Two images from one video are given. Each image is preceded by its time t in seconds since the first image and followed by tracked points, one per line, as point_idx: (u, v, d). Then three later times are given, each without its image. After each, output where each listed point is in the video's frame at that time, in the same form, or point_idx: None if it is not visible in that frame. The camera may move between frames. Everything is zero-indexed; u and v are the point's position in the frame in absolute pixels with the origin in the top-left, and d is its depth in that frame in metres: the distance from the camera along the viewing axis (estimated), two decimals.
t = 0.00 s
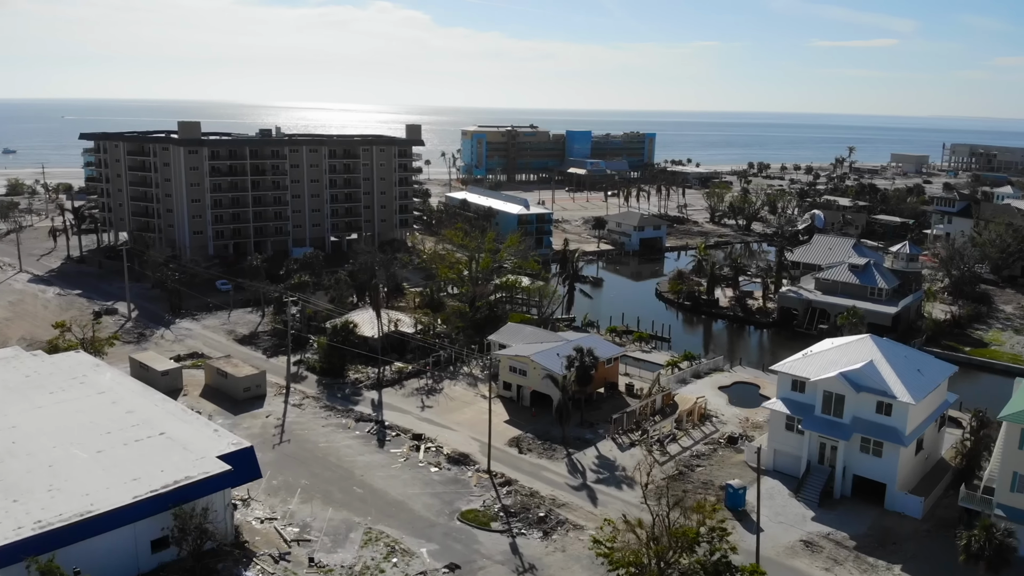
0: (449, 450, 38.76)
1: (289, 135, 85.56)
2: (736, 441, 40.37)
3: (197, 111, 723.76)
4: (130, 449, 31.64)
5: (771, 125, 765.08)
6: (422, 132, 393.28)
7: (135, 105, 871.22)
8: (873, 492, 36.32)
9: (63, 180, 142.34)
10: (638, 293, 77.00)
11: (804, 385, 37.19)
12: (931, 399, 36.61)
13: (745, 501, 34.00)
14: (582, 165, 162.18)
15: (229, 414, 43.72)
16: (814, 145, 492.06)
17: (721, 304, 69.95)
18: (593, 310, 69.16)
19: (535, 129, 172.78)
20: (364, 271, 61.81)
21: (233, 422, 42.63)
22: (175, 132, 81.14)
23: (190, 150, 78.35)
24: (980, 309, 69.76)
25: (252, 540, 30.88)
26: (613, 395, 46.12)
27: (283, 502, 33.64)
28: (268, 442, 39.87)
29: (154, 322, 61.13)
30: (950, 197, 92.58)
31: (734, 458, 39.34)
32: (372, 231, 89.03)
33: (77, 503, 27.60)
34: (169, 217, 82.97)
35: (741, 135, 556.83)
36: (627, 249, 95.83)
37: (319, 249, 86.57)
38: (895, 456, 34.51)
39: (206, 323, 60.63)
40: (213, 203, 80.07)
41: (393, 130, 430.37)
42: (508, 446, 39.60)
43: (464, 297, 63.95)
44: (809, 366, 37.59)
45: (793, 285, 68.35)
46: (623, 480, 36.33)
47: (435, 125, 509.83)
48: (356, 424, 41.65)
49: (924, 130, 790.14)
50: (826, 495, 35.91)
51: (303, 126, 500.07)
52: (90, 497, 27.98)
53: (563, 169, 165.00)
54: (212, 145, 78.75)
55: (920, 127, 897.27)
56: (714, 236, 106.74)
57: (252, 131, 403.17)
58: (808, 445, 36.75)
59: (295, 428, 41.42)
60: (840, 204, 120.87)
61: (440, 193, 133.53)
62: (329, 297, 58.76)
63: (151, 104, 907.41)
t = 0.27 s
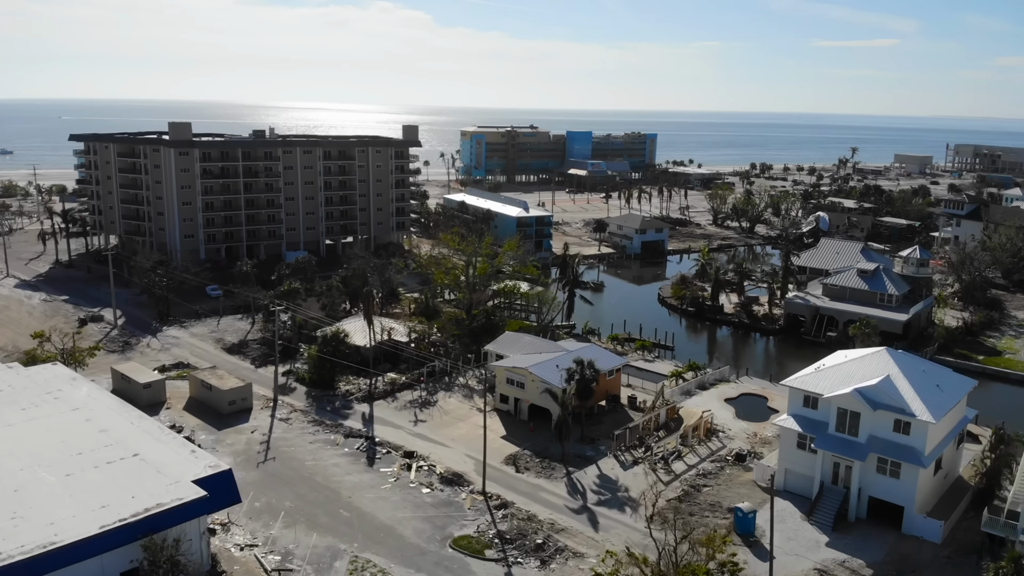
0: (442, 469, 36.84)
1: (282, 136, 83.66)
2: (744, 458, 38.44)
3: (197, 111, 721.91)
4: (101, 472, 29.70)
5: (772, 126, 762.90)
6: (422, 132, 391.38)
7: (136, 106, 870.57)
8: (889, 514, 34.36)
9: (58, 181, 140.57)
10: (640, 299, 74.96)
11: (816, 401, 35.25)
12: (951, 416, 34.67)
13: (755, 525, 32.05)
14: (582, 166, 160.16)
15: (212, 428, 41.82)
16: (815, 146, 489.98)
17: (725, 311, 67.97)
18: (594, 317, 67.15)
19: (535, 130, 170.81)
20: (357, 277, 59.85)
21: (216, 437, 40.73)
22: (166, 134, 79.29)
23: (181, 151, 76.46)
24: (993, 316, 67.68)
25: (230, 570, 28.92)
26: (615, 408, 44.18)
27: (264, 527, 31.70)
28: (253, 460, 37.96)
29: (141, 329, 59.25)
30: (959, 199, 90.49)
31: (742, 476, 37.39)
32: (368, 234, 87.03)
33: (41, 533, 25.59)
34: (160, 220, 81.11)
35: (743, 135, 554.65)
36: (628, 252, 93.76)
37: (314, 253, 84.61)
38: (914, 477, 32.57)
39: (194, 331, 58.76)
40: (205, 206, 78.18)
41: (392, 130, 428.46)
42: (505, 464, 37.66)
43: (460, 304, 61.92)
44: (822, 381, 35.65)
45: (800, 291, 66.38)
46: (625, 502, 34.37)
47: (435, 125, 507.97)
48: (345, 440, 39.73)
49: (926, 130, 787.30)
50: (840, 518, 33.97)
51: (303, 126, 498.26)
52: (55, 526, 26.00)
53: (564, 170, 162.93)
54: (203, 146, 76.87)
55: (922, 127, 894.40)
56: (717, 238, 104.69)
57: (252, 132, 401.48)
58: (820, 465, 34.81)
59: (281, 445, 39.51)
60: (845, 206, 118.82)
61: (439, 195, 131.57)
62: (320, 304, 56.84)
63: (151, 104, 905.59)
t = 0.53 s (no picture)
0: (434, 489, 34.88)
1: (276, 136, 81.69)
2: (752, 476, 36.50)
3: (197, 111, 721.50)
4: (67, 497, 27.72)
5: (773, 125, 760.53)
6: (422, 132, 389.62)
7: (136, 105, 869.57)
8: (907, 539, 32.42)
9: (51, 182, 138.75)
10: (641, 304, 72.84)
11: (829, 418, 33.35)
12: (973, 435, 32.71)
13: (766, 552, 30.09)
14: (583, 166, 158.06)
15: (195, 444, 39.92)
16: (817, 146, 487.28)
17: (730, 316, 65.89)
18: (595, 324, 65.04)
19: (535, 129, 168.74)
20: (350, 282, 57.86)
21: (198, 454, 38.82)
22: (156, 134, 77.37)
23: (171, 152, 74.51)
24: (1006, 322, 65.66)
25: None
26: (617, 422, 42.24)
27: (243, 555, 29.77)
28: (235, 479, 36.03)
29: (127, 336, 57.34)
30: (968, 201, 88.50)
31: (750, 497, 35.41)
32: (363, 237, 85.04)
33: None
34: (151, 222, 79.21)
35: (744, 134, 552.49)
36: (629, 255, 91.69)
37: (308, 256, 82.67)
38: (934, 501, 30.66)
39: (181, 338, 56.89)
40: (196, 208, 76.25)
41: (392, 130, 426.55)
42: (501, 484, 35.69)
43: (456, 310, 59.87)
44: (837, 397, 33.71)
45: (807, 296, 64.36)
46: (628, 525, 32.41)
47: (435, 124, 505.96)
48: (333, 458, 37.79)
49: (928, 130, 784.51)
50: (856, 543, 32.02)
51: (303, 126, 496.40)
52: (13, 558, 23.97)
53: (564, 170, 160.92)
54: (194, 146, 74.95)
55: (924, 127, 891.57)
56: (720, 240, 102.68)
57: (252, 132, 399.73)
58: (834, 486, 32.88)
59: (265, 463, 37.58)
60: (850, 207, 116.74)
61: (438, 196, 129.49)
62: (311, 311, 54.91)
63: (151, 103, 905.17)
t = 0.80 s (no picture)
0: (425, 512, 32.93)
1: (268, 137, 79.76)
2: (762, 498, 34.54)
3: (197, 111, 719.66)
4: (28, 527, 24.95)
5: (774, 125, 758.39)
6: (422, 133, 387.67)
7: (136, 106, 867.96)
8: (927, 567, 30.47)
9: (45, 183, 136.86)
10: (643, 310, 70.64)
11: (844, 438, 31.41)
12: (997, 456, 30.75)
13: None
14: (583, 167, 156.07)
15: (175, 462, 37.99)
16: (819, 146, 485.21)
17: (736, 323, 63.78)
18: (595, 331, 62.85)
19: (535, 130, 166.80)
20: (342, 288, 55.86)
21: (178, 473, 36.89)
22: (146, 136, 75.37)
23: (161, 154, 72.56)
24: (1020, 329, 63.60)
25: None
26: (619, 437, 40.28)
27: None
28: (215, 500, 34.11)
29: (111, 345, 55.40)
30: (977, 203, 86.50)
31: (760, 520, 33.45)
32: (358, 240, 83.06)
33: None
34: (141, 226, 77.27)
35: (745, 134, 550.41)
36: (631, 259, 89.60)
37: (301, 260, 80.69)
38: (957, 529, 28.71)
39: (167, 347, 54.95)
40: (186, 211, 74.31)
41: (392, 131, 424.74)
42: (497, 506, 33.73)
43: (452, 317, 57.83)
44: (852, 416, 31.72)
45: (815, 303, 62.35)
46: (631, 552, 30.44)
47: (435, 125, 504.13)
48: (320, 477, 35.86)
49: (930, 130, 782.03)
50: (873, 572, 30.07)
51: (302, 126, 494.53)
52: None
53: (564, 171, 158.89)
54: (184, 148, 72.99)
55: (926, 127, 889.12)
56: (723, 243, 100.66)
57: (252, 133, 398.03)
58: (850, 510, 30.93)
59: (247, 483, 35.65)
60: (855, 209, 114.73)
61: (436, 197, 127.57)
62: (300, 319, 52.95)
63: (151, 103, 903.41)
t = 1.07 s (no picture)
0: (415, 538, 30.95)
1: (261, 137, 77.77)
2: (773, 522, 32.52)
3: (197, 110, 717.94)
4: None
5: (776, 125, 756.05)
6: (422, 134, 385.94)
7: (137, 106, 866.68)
8: None
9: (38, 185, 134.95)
10: (646, 316, 68.47)
11: (862, 461, 29.46)
12: None
13: None
14: (584, 167, 153.99)
15: (153, 482, 36.10)
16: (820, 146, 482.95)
17: (742, 330, 61.49)
18: (597, 339, 60.66)
19: (535, 130, 164.77)
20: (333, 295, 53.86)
21: (155, 494, 34.98)
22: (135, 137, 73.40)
23: (150, 155, 70.59)
24: None
25: None
26: (621, 455, 38.28)
27: None
28: (192, 525, 32.17)
29: (94, 354, 53.45)
30: (988, 206, 84.39)
31: (771, 546, 31.45)
32: (354, 243, 80.93)
33: None
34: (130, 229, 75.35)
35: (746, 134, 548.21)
36: (632, 262, 87.56)
37: (295, 264, 78.61)
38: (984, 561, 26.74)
39: (152, 356, 53.04)
40: (176, 214, 72.35)
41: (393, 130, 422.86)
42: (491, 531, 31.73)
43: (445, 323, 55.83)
44: (870, 437, 29.77)
45: (823, 310, 60.29)
46: None
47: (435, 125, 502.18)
48: (304, 500, 33.90)
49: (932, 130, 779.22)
50: None
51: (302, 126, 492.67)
52: None
53: (565, 172, 156.86)
54: (174, 149, 71.01)
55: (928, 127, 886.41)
56: (727, 246, 98.60)
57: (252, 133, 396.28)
58: (868, 538, 28.95)
59: (228, 505, 33.70)
60: (860, 211, 112.63)
61: (435, 199, 125.52)
62: (290, 327, 50.98)
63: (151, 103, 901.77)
